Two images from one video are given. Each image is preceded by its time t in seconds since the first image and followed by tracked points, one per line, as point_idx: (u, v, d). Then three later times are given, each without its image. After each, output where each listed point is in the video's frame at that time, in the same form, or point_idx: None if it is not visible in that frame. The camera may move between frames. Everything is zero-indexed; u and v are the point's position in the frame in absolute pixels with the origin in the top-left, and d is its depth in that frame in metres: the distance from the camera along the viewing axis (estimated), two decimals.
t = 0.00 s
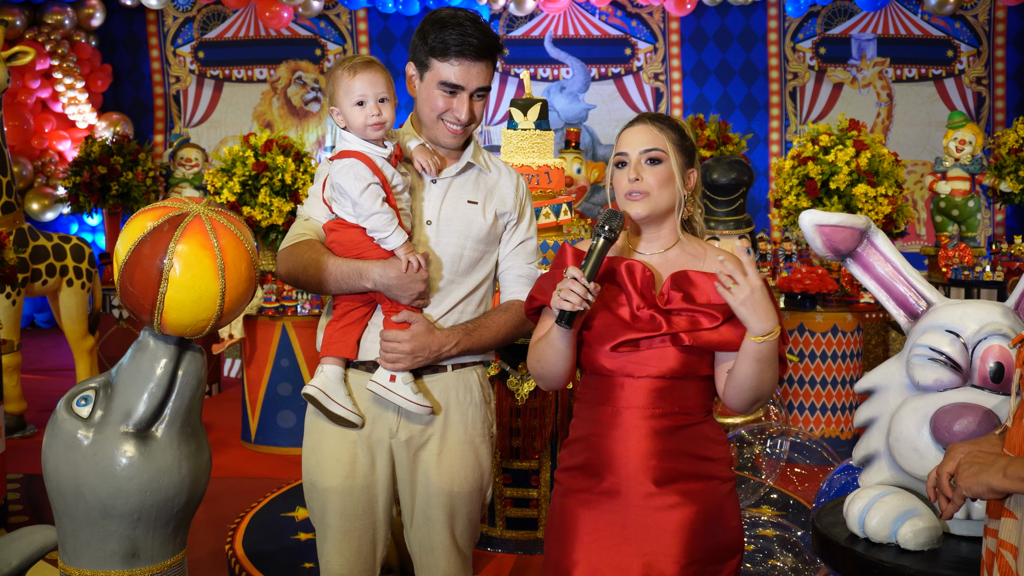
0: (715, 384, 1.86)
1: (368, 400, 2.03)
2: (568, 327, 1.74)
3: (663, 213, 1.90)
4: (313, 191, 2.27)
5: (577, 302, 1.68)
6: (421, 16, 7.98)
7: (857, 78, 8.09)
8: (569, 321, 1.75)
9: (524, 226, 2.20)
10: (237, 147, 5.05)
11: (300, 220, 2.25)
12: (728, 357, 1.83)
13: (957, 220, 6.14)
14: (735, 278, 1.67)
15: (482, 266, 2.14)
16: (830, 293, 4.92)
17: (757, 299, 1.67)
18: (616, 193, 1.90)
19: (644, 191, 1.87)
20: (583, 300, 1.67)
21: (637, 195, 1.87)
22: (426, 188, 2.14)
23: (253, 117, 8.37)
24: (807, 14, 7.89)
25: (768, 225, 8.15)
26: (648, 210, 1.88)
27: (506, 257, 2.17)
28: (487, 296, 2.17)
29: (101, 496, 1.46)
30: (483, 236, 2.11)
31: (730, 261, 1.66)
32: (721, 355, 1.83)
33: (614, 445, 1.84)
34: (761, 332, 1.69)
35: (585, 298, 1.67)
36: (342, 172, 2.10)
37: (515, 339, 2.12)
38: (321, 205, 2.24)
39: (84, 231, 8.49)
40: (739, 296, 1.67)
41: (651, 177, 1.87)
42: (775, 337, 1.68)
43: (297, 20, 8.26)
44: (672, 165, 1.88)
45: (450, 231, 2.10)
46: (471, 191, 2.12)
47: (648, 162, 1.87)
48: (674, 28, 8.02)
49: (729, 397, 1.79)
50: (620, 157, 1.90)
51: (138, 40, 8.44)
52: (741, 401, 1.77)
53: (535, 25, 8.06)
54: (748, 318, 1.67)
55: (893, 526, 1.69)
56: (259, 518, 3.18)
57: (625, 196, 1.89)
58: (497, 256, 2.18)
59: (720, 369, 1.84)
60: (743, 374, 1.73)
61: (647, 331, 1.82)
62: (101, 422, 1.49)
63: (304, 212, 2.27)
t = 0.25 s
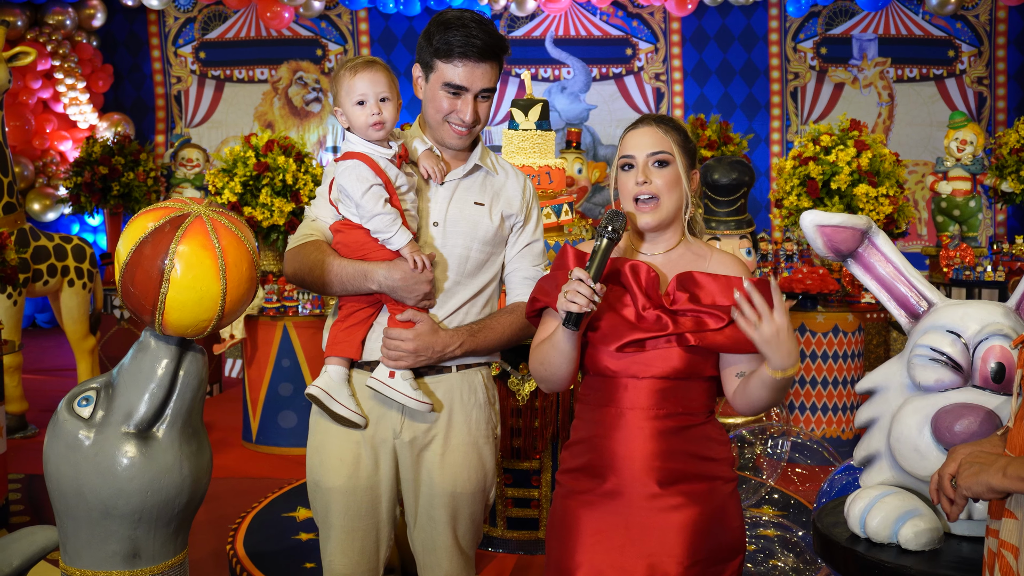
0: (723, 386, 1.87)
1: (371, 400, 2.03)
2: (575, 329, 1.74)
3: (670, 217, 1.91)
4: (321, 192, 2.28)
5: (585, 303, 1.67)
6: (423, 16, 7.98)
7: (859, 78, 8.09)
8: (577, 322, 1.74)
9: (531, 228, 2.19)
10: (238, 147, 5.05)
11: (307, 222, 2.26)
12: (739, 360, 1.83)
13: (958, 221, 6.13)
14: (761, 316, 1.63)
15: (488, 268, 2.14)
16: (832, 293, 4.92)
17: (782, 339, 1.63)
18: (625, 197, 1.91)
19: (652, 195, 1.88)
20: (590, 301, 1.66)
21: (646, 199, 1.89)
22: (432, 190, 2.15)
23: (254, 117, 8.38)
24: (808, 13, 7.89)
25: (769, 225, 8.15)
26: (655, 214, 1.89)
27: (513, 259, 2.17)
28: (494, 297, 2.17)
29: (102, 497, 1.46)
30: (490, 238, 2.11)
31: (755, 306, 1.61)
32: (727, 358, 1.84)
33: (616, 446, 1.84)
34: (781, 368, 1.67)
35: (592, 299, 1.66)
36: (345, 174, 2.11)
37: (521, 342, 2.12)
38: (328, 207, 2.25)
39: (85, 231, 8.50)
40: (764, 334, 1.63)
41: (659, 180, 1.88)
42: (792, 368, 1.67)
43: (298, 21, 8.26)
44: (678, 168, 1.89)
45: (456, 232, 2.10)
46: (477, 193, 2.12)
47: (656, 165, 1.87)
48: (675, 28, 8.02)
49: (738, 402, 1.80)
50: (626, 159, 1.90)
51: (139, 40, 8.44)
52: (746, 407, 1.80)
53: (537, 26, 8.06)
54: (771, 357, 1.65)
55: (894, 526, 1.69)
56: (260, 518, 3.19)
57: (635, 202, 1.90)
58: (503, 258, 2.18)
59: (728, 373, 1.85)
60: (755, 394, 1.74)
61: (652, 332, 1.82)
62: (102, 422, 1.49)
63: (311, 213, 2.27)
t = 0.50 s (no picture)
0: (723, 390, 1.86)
1: (377, 400, 2.03)
2: (578, 330, 1.74)
3: (676, 216, 1.90)
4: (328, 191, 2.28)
5: (588, 305, 1.67)
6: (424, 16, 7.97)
7: (860, 78, 8.08)
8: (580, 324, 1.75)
9: (538, 228, 2.18)
10: (240, 147, 5.05)
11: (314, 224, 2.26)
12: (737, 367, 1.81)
13: (959, 220, 6.13)
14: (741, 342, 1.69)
15: (495, 268, 2.13)
16: (833, 293, 4.92)
17: (764, 358, 1.69)
18: (631, 196, 1.90)
19: (660, 194, 1.87)
20: (594, 303, 1.66)
21: (653, 198, 1.88)
22: (437, 189, 2.14)
23: (255, 117, 8.38)
24: (810, 13, 7.88)
25: (770, 224, 8.14)
26: (664, 212, 1.87)
27: (520, 260, 2.16)
28: (500, 298, 2.16)
29: (104, 496, 1.46)
30: (496, 239, 2.10)
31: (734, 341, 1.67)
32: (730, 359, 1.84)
33: (619, 446, 1.84)
34: (776, 382, 1.71)
35: (596, 301, 1.66)
36: (348, 177, 2.13)
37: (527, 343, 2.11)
38: (333, 208, 2.24)
39: (87, 231, 8.50)
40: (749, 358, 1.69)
41: (666, 179, 1.87)
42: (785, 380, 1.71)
43: (300, 20, 8.27)
44: (684, 168, 1.88)
45: (463, 232, 2.09)
46: (484, 194, 2.12)
47: (663, 164, 1.87)
48: (677, 28, 8.02)
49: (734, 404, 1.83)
50: (632, 158, 1.89)
51: (140, 40, 8.44)
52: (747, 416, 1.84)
53: (538, 25, 8.05)
54: (764, 377, 1.69)
55: (896, 526, 1.68)
56: (262, 518, 3.18)
57: (641, 200, 1.89)
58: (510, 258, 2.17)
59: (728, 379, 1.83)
60: (753, 407, 1.79)
61: (657, 332, 1.82)
62: (104, 422, 1.49)
63: (317, 214, 2.27)
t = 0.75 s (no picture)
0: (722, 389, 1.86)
1: (379, 401, 2.03)
2: (579, 332, 1.75)
3: (678, 217, 1.91)
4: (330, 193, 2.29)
5: (589, 308, 1.68)
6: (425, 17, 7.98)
7: (861, 78, 8.08)
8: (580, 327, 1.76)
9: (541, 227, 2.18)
10: (240, 147, 5.06)
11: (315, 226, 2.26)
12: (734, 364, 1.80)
13: (960, 221, 6.13)
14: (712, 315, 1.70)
15: (496, 270, 2.13)
16: (833, 294, 4.92)
17: (741, 329, 1.69)
18: (635, 197, 1.90)
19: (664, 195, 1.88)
20: (594, 306, 1.67)
21: (656, 199, 1.88)
22: (438, 190, 2.15)
23: (256, 118, 8.38)
24: (810, 13, 7.88)
25: (771, 225, 8.14)
26: (667, 213, 1.88)
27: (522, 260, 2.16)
28: (502, 299, 2.16)
29: (104, 497, 1.46)
30: (497, 240, 2.10)
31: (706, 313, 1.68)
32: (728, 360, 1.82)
33: (618, 447, 1.84)
34: (762, 353, 1.69)
35: (597, 304, 1.67)
36: (348, 179, 2.14)
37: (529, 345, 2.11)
38: (335, 209, 2.25)
39: (87, 232, 8.51)
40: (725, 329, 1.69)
41: (670, 181, 1.87)
42: (774, 354, 1.70)
43: (300, 21, 8.28)
44: (688, 169, 1.89)
45: (464, 234, 2.09)
46: (486, 195, 2.12)
47: (667, 165, 1.87)
48: (677, 29, 8.03)
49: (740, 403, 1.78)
50: (636, 159, 1.89)
51: (141, 41, 8.45)
52: (747, 411, 1.80)
53: (539, 26, 8.06)
54: (749, 349, 1.69)
55: (896, 527, 1.68)
56: (262, 519, 3.19)
57: (645, 200, 1.89)
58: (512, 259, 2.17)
59: (728, 377, 1.83)
60: (748, 395, 1.75)
61: (656, 333, 1.82)
62: (104, 423, 1.49)
63: (319, 215, 2.27)
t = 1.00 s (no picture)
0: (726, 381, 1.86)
1: (378, 400, 2.04)
2: (578, 330, 1.75)
3: (680, 217, 1.91)
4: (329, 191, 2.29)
5: (588, 305, 1.68)
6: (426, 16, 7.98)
7: (862, 78, 8.08)
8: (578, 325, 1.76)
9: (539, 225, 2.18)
10: (241, 147, 5.06)
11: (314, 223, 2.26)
12: (740, 350, 1.82)
13: (961, 220, 6.13)
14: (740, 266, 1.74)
15: (495, 268, 2.13)
16: (834, 293, 4.92)
17: (766, 278, 1.71)
18: (639, 195, 1.90)
19: (667, 194, 1.87)
20: (594, 303, 1.67)
21: (660, 198, 1.88)
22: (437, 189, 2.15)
23: (257, 118, 8.39)
24: (812, 13, 7.88)
25: (772, 224, 8.14)
26: (670, 211, 1.88)
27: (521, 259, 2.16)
28: (501, 297, 2.16)
29: (104, 495, 1.46)
30: (496, 239, 2.10)
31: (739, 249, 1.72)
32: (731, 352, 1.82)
33: (618, 446, 1.84)
34: (775, 305, 1.69)
35: (596, 301, 1.67)
36: (347, 177, 2.14)
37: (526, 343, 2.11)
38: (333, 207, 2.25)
39: (89, 231, 8.51)
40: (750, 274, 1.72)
41: (675, 179, 1.87)
42: (791, 309, 1.69)
43: (301, 21, 8.28)
44: (690, 169, 1.89)
45: (463, 233, 2.10)
46: (484, 194, 2.12)
47: (673, 164, 1.87)
48: (678, 29, 8.03)
49: (749, 389, 1.76)
50: (641, 157, 1.89)
51: (142, 40, 8.46)
52: (757, 390, 1.75)
53: (539, 26, 8.06)
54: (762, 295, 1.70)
55: (895, 526, 1.68)
56: (262, 518, 3.19)
57: (650, 198, 1.88)
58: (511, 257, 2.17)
59: (732, 362, 1.84)
60: (760, 356, 1.72)
61: (656, 332, 1.82)
62: (104, 422, 1.49)
63: (318, 213, 2.28)
